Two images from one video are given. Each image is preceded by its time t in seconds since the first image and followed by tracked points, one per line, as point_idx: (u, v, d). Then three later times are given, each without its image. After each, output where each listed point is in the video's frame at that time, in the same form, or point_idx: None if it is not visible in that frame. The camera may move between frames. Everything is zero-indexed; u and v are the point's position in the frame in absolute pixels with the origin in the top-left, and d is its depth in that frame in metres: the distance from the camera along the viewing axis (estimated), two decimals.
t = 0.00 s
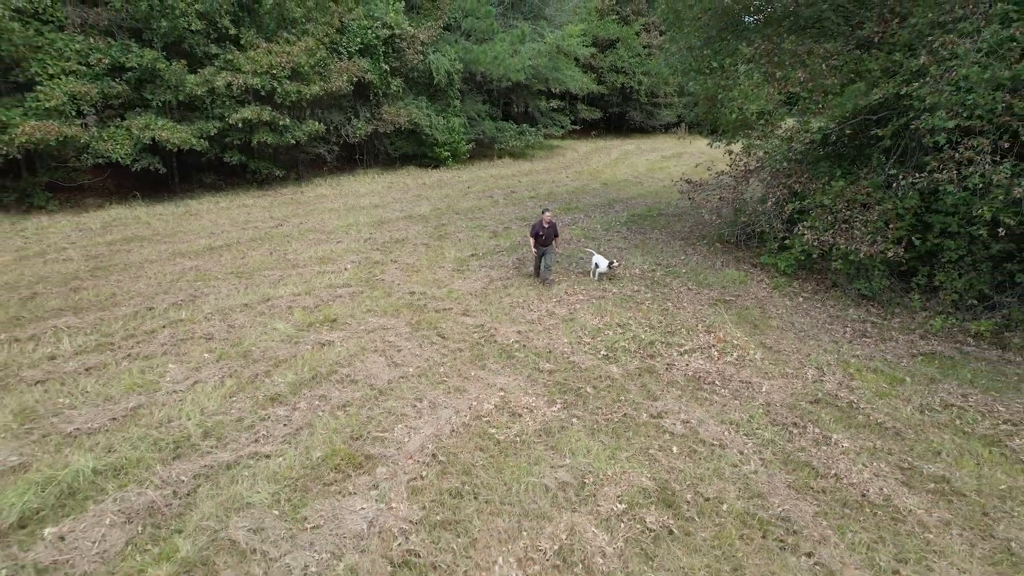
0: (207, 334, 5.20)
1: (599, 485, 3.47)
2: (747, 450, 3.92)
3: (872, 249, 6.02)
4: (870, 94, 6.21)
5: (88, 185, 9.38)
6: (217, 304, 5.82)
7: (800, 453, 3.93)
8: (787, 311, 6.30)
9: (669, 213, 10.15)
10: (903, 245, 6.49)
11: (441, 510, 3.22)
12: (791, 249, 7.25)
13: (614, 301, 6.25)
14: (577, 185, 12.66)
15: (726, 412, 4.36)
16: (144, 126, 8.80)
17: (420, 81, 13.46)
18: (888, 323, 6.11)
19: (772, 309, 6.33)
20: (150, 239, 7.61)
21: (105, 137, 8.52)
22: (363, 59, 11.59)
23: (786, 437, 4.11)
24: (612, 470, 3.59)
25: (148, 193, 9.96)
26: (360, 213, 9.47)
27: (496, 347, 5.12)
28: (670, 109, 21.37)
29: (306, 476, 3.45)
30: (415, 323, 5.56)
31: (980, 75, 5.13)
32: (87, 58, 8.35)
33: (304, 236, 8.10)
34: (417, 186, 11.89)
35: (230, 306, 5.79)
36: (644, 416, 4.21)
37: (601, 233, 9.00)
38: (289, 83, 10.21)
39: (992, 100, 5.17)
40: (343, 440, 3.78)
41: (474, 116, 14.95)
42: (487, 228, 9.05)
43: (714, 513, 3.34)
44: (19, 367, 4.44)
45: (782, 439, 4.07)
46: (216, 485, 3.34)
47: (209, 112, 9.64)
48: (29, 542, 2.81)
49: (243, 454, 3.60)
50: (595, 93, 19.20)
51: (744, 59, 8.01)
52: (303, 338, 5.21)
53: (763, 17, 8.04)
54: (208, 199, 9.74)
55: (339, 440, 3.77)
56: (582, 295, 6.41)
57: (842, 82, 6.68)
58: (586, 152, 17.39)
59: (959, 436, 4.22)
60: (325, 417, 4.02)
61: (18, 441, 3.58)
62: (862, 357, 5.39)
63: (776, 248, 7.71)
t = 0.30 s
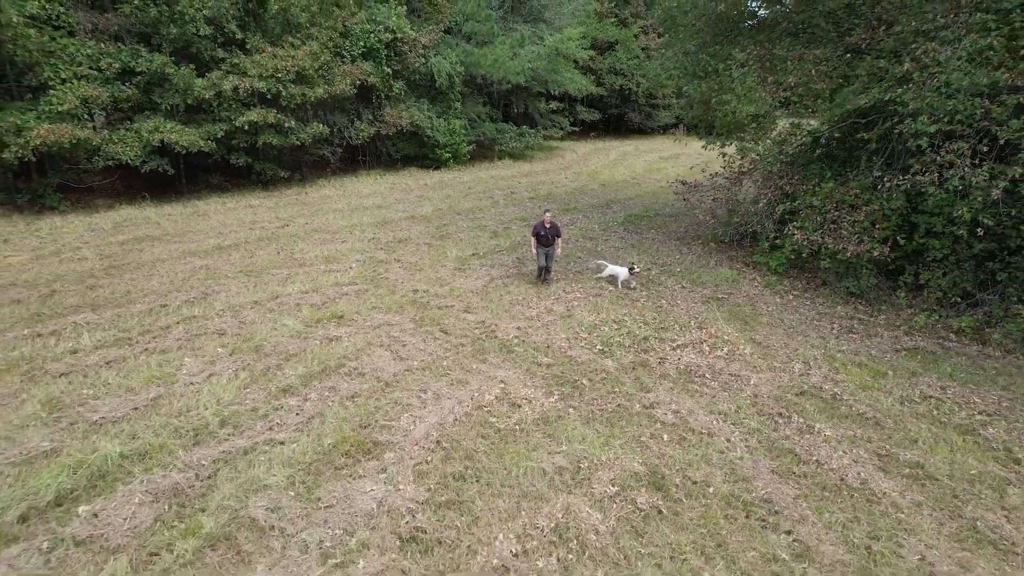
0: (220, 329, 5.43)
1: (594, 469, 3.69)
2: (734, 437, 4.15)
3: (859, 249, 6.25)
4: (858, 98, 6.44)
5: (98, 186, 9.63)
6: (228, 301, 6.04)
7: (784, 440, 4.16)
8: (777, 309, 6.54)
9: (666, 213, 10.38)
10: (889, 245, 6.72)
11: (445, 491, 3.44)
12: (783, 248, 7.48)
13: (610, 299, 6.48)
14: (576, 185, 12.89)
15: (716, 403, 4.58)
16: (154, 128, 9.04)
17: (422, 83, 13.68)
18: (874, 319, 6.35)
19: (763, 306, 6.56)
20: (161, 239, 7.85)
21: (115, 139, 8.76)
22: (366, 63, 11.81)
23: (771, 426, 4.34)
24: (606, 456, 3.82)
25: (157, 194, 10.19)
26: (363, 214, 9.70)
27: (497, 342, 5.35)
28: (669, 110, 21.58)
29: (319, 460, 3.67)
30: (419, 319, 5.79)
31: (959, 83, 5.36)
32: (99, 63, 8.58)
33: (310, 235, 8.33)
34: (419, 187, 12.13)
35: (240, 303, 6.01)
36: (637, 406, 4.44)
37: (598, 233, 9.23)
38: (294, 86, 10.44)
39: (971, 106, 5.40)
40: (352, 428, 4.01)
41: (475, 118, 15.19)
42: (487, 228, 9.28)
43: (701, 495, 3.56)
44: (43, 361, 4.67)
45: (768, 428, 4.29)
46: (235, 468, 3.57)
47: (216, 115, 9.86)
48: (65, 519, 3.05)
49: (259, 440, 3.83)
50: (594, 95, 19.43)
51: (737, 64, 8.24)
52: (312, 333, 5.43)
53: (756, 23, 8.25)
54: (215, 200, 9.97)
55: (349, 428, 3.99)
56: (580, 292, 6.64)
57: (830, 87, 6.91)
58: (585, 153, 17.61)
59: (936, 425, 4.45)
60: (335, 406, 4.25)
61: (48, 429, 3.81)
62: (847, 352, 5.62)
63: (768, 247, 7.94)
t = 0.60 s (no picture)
0: (232, 325, 5.66)
1: (589, 454, 3.93)
2: (722, 426, 4.39)
3: (846, 248, 6.49)
4: (845, 103, 6.69)
5: (108, 187, 9.87)
6: (239, 298, 6.28)
7: (769, 429, 4.40)
8: (768, 306, 6.78)
9: (662, 214, 10.62)
10: (875, 245, 6.97)
11: (450, 474, 3.68)
12: (774, 248, 7.72)
13: (607, 297, 6.72)
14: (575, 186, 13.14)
15: (706, 394, 4.82)
16: (163, 131, 9.28)
17: (423, 86, 13.92)
18: (860, 316, 6.59)
19: (754, 303, 6.81)
20: (171, 239, 8.09)
21: (126, 142, 9.00)
22: (369, 66, 12.06)
23: (758, 415, 4.58)
24: (601, 443, 4.06)
25: (165, 195, 10.43)
26: (367, 214, 9.94)
27: (497, 337, 5.59)
28: (667, 111, 21.83)
29: (331, 446, 3.91)
30: (423, 316, 6.03)
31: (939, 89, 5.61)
32: (110, 67, 8.83)
33: (316, 235, 8.57)
34: (421, 188, 12.37)
35: (251, 300, 6.25)
36: (630, 397, 4.68)
37: (596, 233, 9.46)
38: (299, 90, 10.69)
39: (951, 112, 5.66)
40: (361, 417, 4.25)
41: (475, 120, 15.44)
42: (488, 228, 9.51)
43: (689, 478, 3.80)
44: (66, 355, 4.90)
45: (754, 418, 4.53)
46: (253, 453, 3.81)
47: (223, 117, 10.10)
48: (98, 498, 3.29)
49: (274, 428, 4.07)
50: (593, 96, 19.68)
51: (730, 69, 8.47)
52: (320, 328, 5.67)
53: (750, 29, 8.48)
54: (222, 200, 10.22)
55: (358, 417, 4.23)
56: (577, 290, 6.87)
57: (820, 92, 7.15)
58: (584, 154, 17.86)
59: (914, 416, 4.70)
60: (344, 397, 4.49)
61: (75, 417, 4.06)
62: (834, 347, 5.86)
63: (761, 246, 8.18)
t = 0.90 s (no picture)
0: (245, 320, 5.93)
1: (583, 440, 4.19)
2: (710, 415, 4.65)
3: (833, 247, 6.75)
4: (832, 108, 6.95)
5: (118, 188, 10.14)
6: (249, 295, 6.54)
7: (754, 417, 4.66)
8: (758, 303, 7.04)
9: (658, 214, 10.88)
10: (862, 244, 7.24)
11: (454, 458, 3.94)
12: (765, 247, 7.99)
13: (603, 294, 6.98)
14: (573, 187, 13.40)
15: (696, 385, 5.08)
16: (172, 134, 9.54)
17: (425, 89, 14.19)
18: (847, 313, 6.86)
19: (745, 300, 7.07)
20: (182, 238, 8.35)
21: (136, 144, 9.27)
22: (372, 70, 12.32)
23: (745, 405, 4.84)
24: (595, 430, 4.32)
25: (173, 196, 10.70)
26: (371, 215, 10.21)
27: (498, 332, 5.85)
28: (665, 113, 22.09)
29: (342, 432, 4.17)
30: (426, 312, 6.29)
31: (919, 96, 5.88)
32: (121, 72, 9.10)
33: (321, 235, 8.84)
34: (422, 189, 12.63)
35: (261, 297, 6.51)
36: (624, 388, 4.94)
37: (594, 233, 9.73)
38: (304, 93, 10.95)
39: (931, 117, 5.93)
40: (370, 406, 4.51)
41: (476, 123, 15.72)
42: (488, 228, 9.78)
43: (678, 462, 4.06)
44: (89, 348, 5.17)
45: (741, 407, 4.79)
46: (269, 438, 4.08)
47: (230, 120, 10.36)
48: (129, 478, 3.57)
49: (288, 415, 4.33)
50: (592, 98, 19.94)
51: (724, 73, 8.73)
52: (328, 324, 5.92)
53: (743, 34, 8.73)
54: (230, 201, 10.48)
55: (367, 406, 4.49)
56: (575, 288, 7.13)
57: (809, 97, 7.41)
58: (583, 156, 18.13)
59: (893, 406, 4.97)
60: (353, 387, 4.75)
61: (102, 405, 4.33)
62: (820, 342, 6.12)
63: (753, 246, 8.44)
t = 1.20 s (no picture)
0: (257, 315, 6.22)
1: (579, 426, 4.48)
2: (698, 403, 4.94)
3: (820, 246, 7.04)
4: (819, 113, 7.24)
5: (130, 190, 10.44)
6: (260, 292, 6.82)
7: (740, 406, 4.95)
8: (748, 300, 7.34)
9: (654, 215, 11.18)
10: (848, 244, 7.53)
11: (458, 442, 4.23)
12: (756, 247, 8.28)
13: (599, 291, 7.28)
14: (572, 188, 13.69)
15: (686, 377, 5.37)
16: (182, 137, 9.84)
17: (427, 92, 14.48)
18: (833, 310, 7.15)
19: (735, 297, 7.36)
20: (193, 238, 8.64)
21: (147, 147, 9.55)
22: (375, 73, 12.61)
23: (732, 395, 5.13)
24: (590, 417, 4.62)
25: (182, 197, 10.99)
26: (375, 215, 10.50)
27: (499, 327, 6.14)
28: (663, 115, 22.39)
29: (353, 419, 4.46)
30: (430, 308, 6.58)
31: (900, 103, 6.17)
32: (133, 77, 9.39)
33: (328, 235, 9.13)
34: (424, 190, 12.92)
35: (272, 294, 6.80)
36: (618, 379, 5.23)
37: (591, 233, 10.01)
38: (309, 97, 11.24)
39: (911, 122, 6.22)
40: (378, 395, 4.80)
41: (477, 124, 16.00)
42: (489, 228, 10.07)
43: (667, 446, 4.34)
44: (111, 342, 5.47)
45: (727, 397, 5.08)
46: (284, 424, 4.36)
47: (238, 123, 10.65)
48: (157, 459, 3.87)
49: (302, 403, 4.62)
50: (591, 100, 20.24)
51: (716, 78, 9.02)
52: (337, 319, 6.21)
53: (736, 40, 8.91)
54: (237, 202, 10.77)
55: (375, 395, 4.78)
56: (572, 286, 7.42)
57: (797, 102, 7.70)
58: (581, 157, 18.43)
59: (872, 395, 5.26)
60: (362, 378, 5.04)
61: (127, 394, 4.62)
62: (806, 336, 6.41)
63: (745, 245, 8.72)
